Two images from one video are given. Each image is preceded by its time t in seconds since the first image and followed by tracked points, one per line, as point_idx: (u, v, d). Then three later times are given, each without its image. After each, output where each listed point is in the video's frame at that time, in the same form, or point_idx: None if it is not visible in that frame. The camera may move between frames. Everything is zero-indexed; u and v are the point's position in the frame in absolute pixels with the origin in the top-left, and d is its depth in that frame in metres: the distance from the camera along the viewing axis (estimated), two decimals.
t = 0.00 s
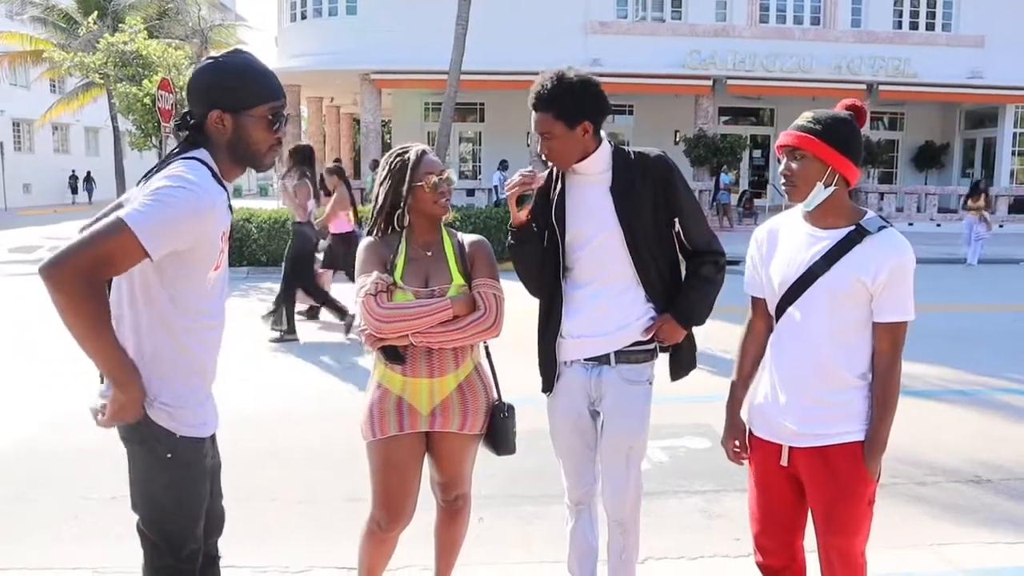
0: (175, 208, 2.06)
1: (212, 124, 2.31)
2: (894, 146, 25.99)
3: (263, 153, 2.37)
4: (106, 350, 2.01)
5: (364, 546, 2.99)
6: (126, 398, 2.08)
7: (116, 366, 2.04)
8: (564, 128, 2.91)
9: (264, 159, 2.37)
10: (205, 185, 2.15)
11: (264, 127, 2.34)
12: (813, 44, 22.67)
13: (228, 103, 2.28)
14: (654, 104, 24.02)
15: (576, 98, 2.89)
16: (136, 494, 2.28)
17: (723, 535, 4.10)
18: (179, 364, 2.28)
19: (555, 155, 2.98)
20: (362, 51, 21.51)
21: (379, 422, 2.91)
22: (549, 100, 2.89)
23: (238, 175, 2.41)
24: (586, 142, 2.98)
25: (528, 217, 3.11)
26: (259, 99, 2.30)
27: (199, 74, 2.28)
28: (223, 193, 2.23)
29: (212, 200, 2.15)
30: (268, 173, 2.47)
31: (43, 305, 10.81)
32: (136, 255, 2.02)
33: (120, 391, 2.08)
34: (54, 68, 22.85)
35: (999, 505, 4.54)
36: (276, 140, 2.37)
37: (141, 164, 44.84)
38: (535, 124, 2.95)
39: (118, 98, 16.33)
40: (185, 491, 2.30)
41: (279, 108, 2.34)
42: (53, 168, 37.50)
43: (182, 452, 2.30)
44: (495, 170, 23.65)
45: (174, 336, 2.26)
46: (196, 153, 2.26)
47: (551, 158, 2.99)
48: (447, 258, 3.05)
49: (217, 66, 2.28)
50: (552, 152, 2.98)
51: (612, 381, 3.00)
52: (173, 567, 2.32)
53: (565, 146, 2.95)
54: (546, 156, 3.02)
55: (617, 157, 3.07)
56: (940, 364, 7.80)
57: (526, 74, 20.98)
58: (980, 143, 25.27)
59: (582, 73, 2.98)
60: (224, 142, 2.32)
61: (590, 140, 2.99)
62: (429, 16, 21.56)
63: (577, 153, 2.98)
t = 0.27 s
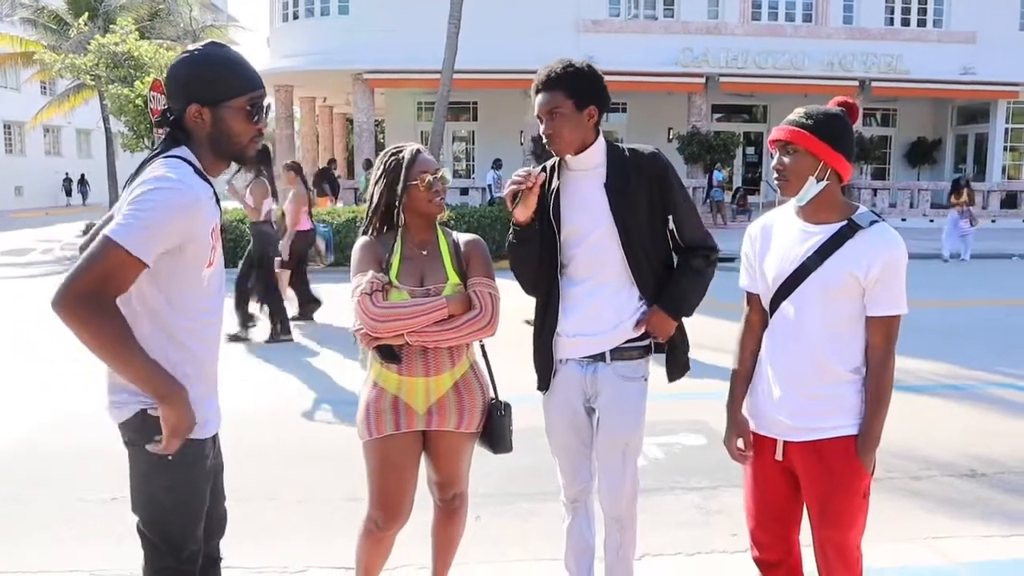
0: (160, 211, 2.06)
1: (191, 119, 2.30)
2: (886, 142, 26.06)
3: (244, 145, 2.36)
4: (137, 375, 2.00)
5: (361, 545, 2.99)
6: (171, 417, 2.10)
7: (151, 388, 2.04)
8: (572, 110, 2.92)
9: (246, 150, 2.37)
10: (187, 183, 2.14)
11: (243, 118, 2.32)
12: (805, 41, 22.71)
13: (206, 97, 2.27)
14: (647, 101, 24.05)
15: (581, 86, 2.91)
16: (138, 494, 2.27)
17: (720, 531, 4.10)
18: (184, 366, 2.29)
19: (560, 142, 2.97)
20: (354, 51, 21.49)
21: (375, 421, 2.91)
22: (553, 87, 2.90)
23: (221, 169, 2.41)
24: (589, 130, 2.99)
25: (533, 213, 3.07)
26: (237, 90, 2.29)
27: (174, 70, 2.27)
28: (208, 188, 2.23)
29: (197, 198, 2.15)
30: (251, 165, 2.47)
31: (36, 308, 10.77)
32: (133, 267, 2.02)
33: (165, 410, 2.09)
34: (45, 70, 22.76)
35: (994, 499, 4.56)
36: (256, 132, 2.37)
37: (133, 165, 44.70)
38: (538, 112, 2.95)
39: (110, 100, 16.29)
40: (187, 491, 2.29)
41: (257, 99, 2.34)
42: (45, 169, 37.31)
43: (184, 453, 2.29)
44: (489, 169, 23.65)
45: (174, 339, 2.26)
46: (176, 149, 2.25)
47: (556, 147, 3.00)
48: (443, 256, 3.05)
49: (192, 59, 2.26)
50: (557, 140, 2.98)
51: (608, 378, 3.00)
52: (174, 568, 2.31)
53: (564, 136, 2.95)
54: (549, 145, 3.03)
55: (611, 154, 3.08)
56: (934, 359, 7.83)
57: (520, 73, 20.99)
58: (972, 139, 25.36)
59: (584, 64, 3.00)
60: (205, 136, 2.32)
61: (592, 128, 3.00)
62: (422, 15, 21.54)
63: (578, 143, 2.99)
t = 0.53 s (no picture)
0: (141, 219, 2.06)
1: (169, 117, 2.29)
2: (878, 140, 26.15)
3: (225, 141, 2.35)
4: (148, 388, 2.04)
5: (357, 544, 2.99)
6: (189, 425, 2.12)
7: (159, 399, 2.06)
8: (560, 119, 2.92)
9: (226, 147, 2.36)
10: (167, 187, 2.13)
11: (222, 115, 2.31)
12: (796, 40, 22.76)
13: (182, 95, 2.25)
14: (639, 100, 24.08)
15: (572, 87, 2.92)
16: (131, 498, 2.26)
17: (715, 528, 4.12)
18: (180, 369, 2.29)
19: (549, 146, 2.98)
20: (346, 50, 21.46)
21: (370, 420, 2.91)
22: (540, 92, 2.91)
23: (203, 166, 2.40)
24: (579, 133, 2.99)
25: (525, 206, 3.09)
26: (215, 87, 2.27)
27: (151, 68, 2.25)
28: (190, 188, 2.22)
29: (176, 199, 2.14)
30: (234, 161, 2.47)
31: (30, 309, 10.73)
32: (120, 278, 2.03)
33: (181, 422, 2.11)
34: (35, 69, 22.66)
35: (986, 494, 4.59)
36: (237, 127, 2.36)
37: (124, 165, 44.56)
38: (527, 116, 2.95)
39: (101, 100, 16.24)
40: (180, 494, 2.29)
41: (236, 95, 2.32)
42: (36, 170, 37.20)
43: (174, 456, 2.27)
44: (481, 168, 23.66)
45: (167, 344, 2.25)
46: (156, 150, 2.26)
47: (545, 151, 3.00)
48: (436, 255, 3.05)
49: (168, 56, 2.25)
50: (546, 145, 2.98)
51: (602, 377, 3.01)
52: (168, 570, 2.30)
53: (557, 139, 2.96)
54: (538, 149, 3.03)
55: (606, 153, 3.09)
56: (926, 356, 7.86)
57: (512, 72, 21.01)
58: (963, 137, 25.47)
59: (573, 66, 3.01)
60: (184, 134, 2.31)
61: (582, 131, 3.00)
62: (413, 14, 21.51)
63: (568, 146, 2.99)
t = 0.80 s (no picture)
0: (118, 229, 2.06)
1: (146, 121, 2.29)
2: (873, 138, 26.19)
3: (205, 143, 2.35)
4: (142, 396, 2.07)
5: (356, 546, 2.99)
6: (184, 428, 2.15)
7: (151, 405, 2.09)
8: (554, 125, 2.92)
9: (206, 148, 2.35)
10: (141, 193, 2.12)
11: (199, 116, 2.31)
12: (791, 39, 22.69)
13: (158, 99, 2.25)
14: (634, 100, 24.10)
15: (568, 90, 2.90)
16: (128, 503, 2.26)
17: (714, 527, 4.12)
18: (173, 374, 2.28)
19: (547, 151, 2.99)
20: (341, 52, 21.45)
21: (369, 422, 2.91)
22: (536, 99, 2.90)
23: (184, 168, 2.41)
24: (575, 137, 3.00)
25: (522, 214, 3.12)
26: (189, 87, 2.27)
27: (123, 73, 2.24)
28: (169, 193, 2.21)
29: (152, 204, 2.13)
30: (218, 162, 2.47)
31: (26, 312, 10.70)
32: (103, 290, 2.05)
33: (174, 426, 2.13)
34: (28, 72, 22.61)
35: (984, 493, 4.60)
36: (216, 127, 2.36)
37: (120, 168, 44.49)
38: (522, 122, 2.95)
39: (95, 102, 16.22)
40: (177, 497, 2.28)
41: (213, 94, 2.32)
42: (31, 173, 37.15)
43: (170, 459, 2.27)
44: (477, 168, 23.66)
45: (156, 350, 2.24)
46: (138, 156, 2.27)
47: (542, 156, 3.01)
48: (435, 257, 3.05)
49: (140, 59, 2.23)
50: (543, 150, 2.99)
51: (600, 377, 3.01)
52: None
53: (555, 142, 2.96)
54: (537, 155, 3.04)
55: (602, 153, 3.08)
56: (923, 354, 7.87)
57: (507, 73, 21.03)
58: (957, 134, 25.53)
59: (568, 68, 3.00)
60: (163, 139, 2.32)
61: (578, 134, 3.00)
62: (408, 15, 21.51)
63: (565, 149, 3.00)
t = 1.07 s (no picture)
0: (100, 241, 2.05)
1: (126, 127, 2.29)
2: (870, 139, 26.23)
3: (187, 145, 2.35)
4: (134, 405, 2.09)
5: (357, 549, 2.99)
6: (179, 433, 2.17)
7: (144, 414, 2.11)
8: (575, 116, 2.95)
9: (190, 150, 2.36)
10: (122, 202, 2.11)
11: (179, 119, 2.30)
12: (788, 40, 22.79)
13: (137, 105, 2.24)
14: (632, 101, 24.12)
15: (586, 84, 2.93)
16: (127, 508, 2.25)
17: (713, 529, 4.12)
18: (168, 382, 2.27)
19: (558, 144, 2.99)
20: (338, 54, 21.45)
21: (370, 425, 2.90)
22: (555, 87, 2.92)
23: (168, 171, 2.40)
24: (586, 133, 3.02)
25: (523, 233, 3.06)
26: (169, 91, 2.26)
27: (99, 78, 2.23)
28: (155, 201, 2.21)
29: (134, 213, 2.12)
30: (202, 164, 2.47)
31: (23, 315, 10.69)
32: (88, 303, 2.05)
33: (167, 431, 2.15)
34: (25, 75, 22.59)
35: (983, 493, 4.61)
36: (197, 129, 2.36)
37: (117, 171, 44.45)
38: (539, 111, 2.95)
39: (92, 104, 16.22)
40: (175, 503, 2.28)
41: (192, 96, 2.32)
42: (28, 176, 37.14)
43: (169, 465, 2.26)
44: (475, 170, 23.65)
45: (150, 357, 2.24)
46: (121, 165, 2.29)
47: (552, 148, 3.01)
48: (435, 260, 3.05)
49: (116, 63, 2.22)
50: (555, 144, 3.00)
51: (599, 379, 3.01)
52: None
53: (564, 139, 2.99)
54: (545, 146, 3.04)
55: (602, 155, 3.09)
56: (921, 355, 7.88)
57: (505, 75, 21.04)
58: (954, 135, 25.57)
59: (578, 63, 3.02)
60: (145, 144, 2.31)
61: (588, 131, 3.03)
62: (406, 17, 21.51)
63: (573, 145, 3.02)
